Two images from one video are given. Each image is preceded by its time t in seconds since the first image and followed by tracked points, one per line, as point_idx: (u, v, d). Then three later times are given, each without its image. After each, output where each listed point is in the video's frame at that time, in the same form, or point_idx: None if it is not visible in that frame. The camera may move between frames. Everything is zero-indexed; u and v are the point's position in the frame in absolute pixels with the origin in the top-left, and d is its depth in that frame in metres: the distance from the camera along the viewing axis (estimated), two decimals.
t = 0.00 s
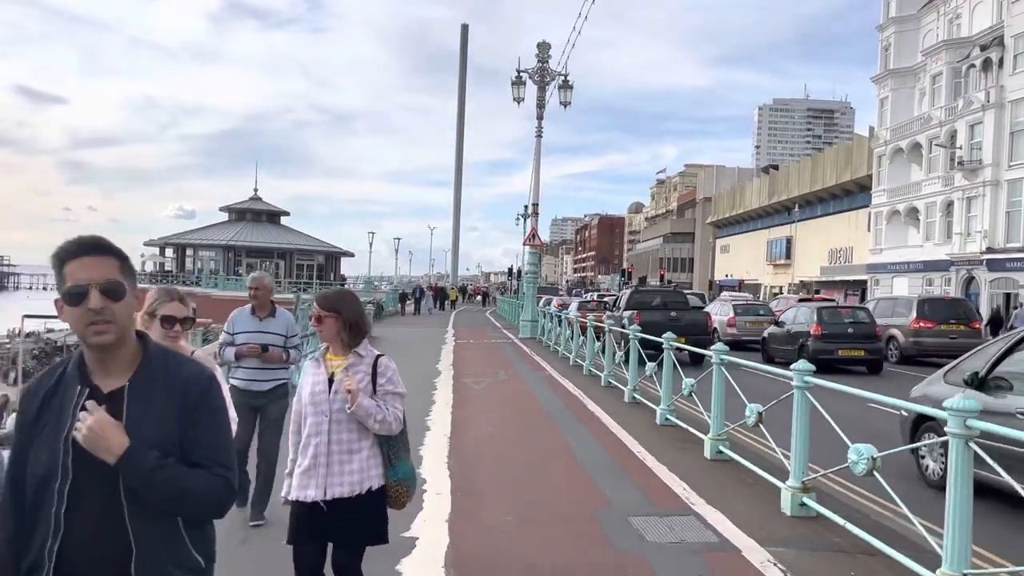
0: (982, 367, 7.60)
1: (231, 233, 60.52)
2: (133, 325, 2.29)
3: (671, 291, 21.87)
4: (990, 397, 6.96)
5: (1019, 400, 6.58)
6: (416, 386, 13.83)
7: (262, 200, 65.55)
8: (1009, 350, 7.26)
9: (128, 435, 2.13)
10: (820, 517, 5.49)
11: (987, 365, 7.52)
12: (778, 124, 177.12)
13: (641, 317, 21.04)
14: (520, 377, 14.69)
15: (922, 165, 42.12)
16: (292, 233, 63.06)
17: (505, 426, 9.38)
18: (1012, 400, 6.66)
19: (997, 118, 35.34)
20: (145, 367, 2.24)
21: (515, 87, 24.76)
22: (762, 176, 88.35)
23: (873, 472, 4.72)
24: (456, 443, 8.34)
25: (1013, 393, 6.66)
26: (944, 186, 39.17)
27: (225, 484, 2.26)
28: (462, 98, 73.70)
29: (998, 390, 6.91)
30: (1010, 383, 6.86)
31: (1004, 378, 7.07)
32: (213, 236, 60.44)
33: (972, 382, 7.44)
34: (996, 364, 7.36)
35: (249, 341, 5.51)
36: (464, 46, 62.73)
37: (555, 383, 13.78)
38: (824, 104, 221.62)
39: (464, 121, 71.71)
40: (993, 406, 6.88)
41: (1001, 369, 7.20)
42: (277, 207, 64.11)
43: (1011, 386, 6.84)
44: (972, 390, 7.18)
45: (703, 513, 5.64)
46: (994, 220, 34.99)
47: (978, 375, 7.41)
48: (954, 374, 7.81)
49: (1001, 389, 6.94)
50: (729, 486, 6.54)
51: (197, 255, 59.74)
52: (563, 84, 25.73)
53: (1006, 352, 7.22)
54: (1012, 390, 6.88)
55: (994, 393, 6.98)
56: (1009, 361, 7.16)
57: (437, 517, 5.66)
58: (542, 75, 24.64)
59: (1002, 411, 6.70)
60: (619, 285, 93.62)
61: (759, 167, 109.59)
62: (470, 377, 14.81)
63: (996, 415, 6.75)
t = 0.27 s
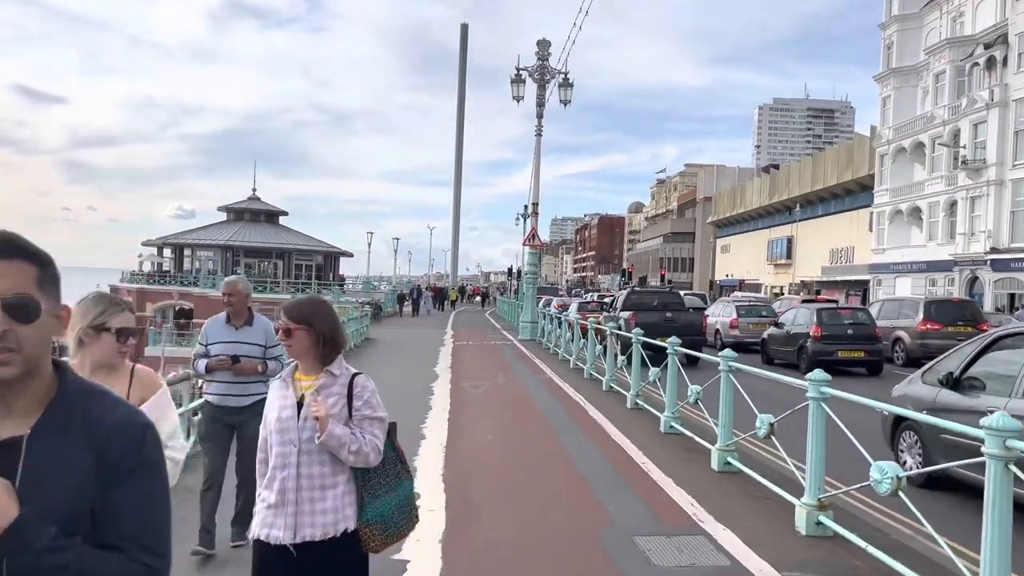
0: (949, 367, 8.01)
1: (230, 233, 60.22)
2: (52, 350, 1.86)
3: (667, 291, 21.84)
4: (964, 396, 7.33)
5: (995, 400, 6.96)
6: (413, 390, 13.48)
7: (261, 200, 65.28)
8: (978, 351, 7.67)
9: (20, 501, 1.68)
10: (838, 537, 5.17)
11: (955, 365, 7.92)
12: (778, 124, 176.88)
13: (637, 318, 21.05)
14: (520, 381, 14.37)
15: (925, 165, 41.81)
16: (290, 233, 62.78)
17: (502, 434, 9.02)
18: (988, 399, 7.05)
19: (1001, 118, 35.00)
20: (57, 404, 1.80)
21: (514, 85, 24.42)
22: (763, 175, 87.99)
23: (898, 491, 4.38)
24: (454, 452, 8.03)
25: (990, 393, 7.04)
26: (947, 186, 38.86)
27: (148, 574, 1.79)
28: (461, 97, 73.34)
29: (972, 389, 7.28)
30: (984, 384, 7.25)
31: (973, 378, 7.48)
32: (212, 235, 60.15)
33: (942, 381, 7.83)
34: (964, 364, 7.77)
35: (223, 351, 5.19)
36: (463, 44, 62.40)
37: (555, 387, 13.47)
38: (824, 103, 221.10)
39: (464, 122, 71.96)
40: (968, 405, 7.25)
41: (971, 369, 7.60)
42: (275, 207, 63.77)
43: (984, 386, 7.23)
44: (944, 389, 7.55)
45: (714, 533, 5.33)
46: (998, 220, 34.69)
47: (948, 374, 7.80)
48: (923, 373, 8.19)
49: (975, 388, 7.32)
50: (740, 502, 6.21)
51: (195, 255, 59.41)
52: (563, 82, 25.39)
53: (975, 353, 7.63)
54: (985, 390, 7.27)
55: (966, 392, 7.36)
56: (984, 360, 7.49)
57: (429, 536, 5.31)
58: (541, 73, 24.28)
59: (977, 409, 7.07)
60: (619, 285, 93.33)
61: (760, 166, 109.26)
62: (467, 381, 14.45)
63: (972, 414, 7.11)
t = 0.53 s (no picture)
0: (928, 362, 8.32)
1: (228, 232, 59.90)
2: None
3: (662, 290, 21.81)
4: (940, 390, 7.64)
5: (969, 393, 7.28)
6: (408, 392, 13.10)
7: (259, 199, 64.98)
8: (955, 348, 8.00)
9: None
10: (855, 548, 4.84)
11: (933, 360, 8.23)
12: (778, 124, 176.64)
13: (632, 317, 20.96)
14: (518, 382, 14.03)
15: (928, 163, 41.49)
16: (289, 232, 62.48)
17: (498, 437, 8.65)
18: (962, 393, 7.36)
19: (1004, 116, 34.70)
20: None
21: (513, 81, 24.08)
22: (763, 175, 87.65)
23: (923, 503, 4.05)
24: (447, 458, 7.70)
25: (966, 386, 7.35)
26: (950, 184, 38.53)
27: None
28: (461, 96, 72.95)
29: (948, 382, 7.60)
30: (960, 378, 7.56)
31: (950, 372, 7.80)
32: (210, 235, 59.84)
33: (920, 375, 8.14)
34: (942, 359, 8.08)
35: (176, 356, 4.90)
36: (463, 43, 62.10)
37: (553, 387, 13.13)
38: (823, 103, 220.69)
39: (464, 122, 71.68)
40: (944, 398, 7.55)
41: (947, 364, 7.93)
42: (273, 207, 63.39)
43: (959, 379, 7.55)
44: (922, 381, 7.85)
45: (723, 544, 5.00)
46: (1002, 219, 34.38)
47: (926, 369, 8.12)
48: (902, 367, 8.51)
49: (950, 382, 7.64)
50: (752, 510, 5.85)
51: (193, 255, 59.06)
52: (562, 78, 25.05)
53: (953, 348, 7.95)
54: (960, 383, 7.58)
55: (942, 385, 7.67)
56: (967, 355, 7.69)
57: (416, 549, 4.97)
58: (541, 69, 23.94)
59: (952, 401, 7.38)
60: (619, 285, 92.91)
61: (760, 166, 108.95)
62: (465, 381, 14.07)
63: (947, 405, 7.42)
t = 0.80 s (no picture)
0: (907, 365, 8.34)
1: (226, 233, 59.55)
2: None
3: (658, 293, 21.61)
4: (917, 392, 7.66)
5: (945, 395, 7.30)
6: (402, 398, 12.75)
7: (257, 200, 64.66)
8: (933, 351, 8.02)
9: None
10: None
11: (913, 364, 8.23)
12: (779, 124, 176.33)
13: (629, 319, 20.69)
14: (515, 388, 13.67)
15: (931, 164, 41.13)
16: (288, 233, 62.15)
17: (494, 450, 8.31)
18: (938, 394, 7.38)
19: (1009, 115, 34.36)
20: None
21: (512, 81, 23.76)
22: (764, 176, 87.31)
23: (955, 535, 3.66)
24: (441, 475, 7.34)
25: (941, 388, 7.37)
26: (954, 185, 38.15)
27: None
28: (461, 96, 72.66)
29: (925, 384, 7.61)
30: (937, 379, 7.58)
31: (928, 375, 7.82)
32: (208, 236, 59.50)
33: (899, 377, 8.16)
34: (921, 363, 8.10)
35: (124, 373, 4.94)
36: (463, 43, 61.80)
37: (551, 394, 12.77)
38: (823, 103, 220.28)
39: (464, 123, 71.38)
40: (920, 400, 7.58)
41: (926, 367, 7.95)
42: (272, 208, 63.15)
43: (936, 382, 7.56)
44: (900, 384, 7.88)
45: None
46: (1006, 219, 34.02)
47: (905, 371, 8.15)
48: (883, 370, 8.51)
49: (928, 385, 7.65)
50: (763, 536, 5.48)
51: (190, 256, 58.68)
52: (562, 77, 24.70)
53: (932, 351, 7.97)
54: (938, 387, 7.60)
55: (920, 388, 7.69)
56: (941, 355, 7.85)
57: None
58: (540, 68, 23.60)
59: (927, 405, 7.40)
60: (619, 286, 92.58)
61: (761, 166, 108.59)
62: (462, 386, 13.74)
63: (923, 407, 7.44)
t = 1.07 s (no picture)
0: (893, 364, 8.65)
1: (224, 234, 59.21)
2: None
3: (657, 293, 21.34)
4: (904, 389, 7.95)
5: (929, 392, 7.60)
6: (399, 398, 12.37)
7: (256, 201, 64.32)
8: (918, 350, 8.32)
9: None
10: None
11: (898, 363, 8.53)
12: (779, 125, 176.08)
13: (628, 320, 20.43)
14: (515, 391, 13.30)
15: (934, 163, 40.82)
16: (286, 234, 61.82)
17: (493, 457, 7.95)
18: (923, 392, 7.68)
19: (1013, 115, 34.05)
20: None
21: (512, 79, 23.45)
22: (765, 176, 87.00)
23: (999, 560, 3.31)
24: (438, 484, 6.97)
25: (926, 386, 7.67)
26: (958, 185, 37.89)
27: None
28: (461, 97, 72.33)
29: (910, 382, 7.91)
30: (922, 377, 7.87)
31: (913, 374, 8.12)
32: (206, 236, 59.15)
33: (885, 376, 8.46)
34: (906, 362, 8.41)
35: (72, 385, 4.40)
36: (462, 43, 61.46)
37: (552, 398, 12.40)
38: (824, 104, 219.97)
39: (464, 124, 70.99)
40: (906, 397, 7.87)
41: (911, 366, 8.25)
42: (271, 209, 62.84)
43: (920, 380, 7.86)
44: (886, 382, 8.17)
45: None
46: (1011, 220, 33.71)
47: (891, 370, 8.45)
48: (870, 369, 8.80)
49: (914, 383, 7.94)
50: (777, 553, 5.14)
51: (189, 257, 58.31)
52: (563, 75, 24.37)
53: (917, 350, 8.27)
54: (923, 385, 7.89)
55: (906, 386, 7.99)
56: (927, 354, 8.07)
57: None
58: (541, 66, 23.29)
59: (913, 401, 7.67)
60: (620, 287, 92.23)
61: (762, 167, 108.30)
62: (461, 388, 13.36)
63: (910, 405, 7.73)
